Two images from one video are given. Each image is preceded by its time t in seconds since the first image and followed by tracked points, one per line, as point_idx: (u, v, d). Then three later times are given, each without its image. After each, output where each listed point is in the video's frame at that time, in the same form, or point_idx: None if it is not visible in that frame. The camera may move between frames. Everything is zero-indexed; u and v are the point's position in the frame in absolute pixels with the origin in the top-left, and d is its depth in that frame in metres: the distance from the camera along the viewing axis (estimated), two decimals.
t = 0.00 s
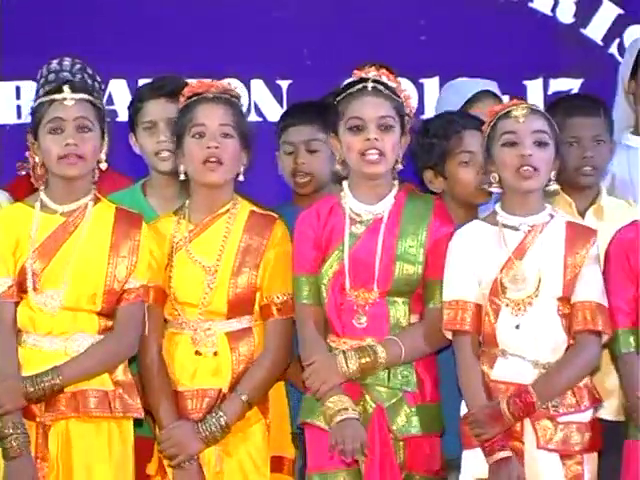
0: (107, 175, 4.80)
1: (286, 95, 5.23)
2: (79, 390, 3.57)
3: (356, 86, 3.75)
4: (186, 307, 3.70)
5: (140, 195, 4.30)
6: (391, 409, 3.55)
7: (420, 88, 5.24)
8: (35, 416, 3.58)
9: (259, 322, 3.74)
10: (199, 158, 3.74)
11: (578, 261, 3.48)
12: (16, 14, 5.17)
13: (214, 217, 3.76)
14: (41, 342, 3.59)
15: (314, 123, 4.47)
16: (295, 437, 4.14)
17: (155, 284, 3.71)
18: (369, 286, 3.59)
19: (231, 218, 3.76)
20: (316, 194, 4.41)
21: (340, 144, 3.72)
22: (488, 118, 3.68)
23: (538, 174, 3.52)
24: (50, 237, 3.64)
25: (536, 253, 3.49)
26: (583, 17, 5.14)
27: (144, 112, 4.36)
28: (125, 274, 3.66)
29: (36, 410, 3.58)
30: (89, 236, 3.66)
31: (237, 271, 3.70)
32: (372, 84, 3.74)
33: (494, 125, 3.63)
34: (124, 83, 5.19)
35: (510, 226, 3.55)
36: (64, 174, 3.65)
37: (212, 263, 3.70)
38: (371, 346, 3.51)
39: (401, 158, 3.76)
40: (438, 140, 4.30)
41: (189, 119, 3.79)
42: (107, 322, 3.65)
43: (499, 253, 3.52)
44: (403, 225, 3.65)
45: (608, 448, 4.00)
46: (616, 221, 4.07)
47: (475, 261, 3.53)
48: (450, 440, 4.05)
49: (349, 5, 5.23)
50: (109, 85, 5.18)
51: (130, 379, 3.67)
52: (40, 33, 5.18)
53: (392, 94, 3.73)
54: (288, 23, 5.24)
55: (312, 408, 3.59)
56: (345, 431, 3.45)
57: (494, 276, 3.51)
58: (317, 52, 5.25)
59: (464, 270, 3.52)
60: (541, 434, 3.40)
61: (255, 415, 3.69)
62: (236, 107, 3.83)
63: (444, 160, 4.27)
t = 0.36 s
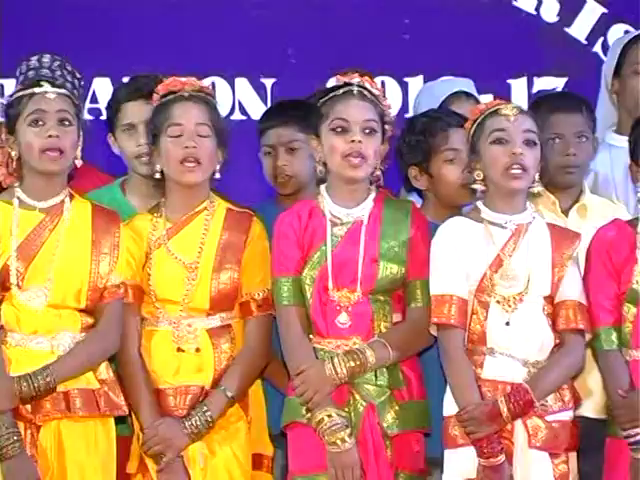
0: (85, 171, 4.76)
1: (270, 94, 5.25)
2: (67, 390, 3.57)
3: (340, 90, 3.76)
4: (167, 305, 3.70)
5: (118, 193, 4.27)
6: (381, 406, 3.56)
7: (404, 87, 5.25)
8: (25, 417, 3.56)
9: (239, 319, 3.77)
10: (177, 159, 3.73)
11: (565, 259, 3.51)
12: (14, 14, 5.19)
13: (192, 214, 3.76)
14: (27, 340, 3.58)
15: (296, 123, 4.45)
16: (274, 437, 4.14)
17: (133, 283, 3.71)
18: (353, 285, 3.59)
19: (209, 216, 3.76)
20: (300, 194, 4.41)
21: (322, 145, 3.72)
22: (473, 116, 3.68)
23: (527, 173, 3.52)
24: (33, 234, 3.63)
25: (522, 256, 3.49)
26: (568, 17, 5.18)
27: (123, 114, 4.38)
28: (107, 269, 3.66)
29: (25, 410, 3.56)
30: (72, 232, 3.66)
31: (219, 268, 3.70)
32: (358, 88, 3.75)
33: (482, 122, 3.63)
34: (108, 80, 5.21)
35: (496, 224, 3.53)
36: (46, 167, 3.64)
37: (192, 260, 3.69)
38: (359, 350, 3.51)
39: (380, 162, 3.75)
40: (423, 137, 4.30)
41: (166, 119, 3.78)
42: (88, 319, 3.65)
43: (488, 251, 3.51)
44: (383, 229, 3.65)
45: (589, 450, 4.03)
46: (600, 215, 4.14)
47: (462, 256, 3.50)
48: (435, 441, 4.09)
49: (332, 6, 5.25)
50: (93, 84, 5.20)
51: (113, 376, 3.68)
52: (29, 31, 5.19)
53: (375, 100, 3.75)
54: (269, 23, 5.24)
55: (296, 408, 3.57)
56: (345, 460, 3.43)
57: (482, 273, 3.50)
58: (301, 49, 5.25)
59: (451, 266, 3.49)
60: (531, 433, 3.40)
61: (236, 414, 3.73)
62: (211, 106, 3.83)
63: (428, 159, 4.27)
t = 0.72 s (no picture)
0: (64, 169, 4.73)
1: (255, 92, 5.23)
2: (51, 387, 3.58)
3: (323, 82, 3.75)
4: (145, 302, 3.71)
5: (95, 188, 4.26)
6: (357, 405, 3.55)
7: (389, 85, 5.25)
8: (8, 414, 3.58)
9: (218, 316, 3.75)
10: (156, 151, 3.72)
11: (545, 256, 3.52)
12: (15, 14, 5.14)
13: (173, 211, 3.76)
14: (11, 338, 3.57)
15: (279, 120, 4.48)
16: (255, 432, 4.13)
17: (114, 281, 3.74)
18: (333, 282, 3.60)
19: (188, 213, 3.76)
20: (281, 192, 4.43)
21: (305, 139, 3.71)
22: (453, 113, 3.67)
23: (506, 174, 3.52)
24: (16, 231, 3.63)
25: (503, 250, 3.49)
26: (552, 16, 5.20)
27: (97, 106, 4.33)
28: (91, 266, 3.66)
29: (8, 407, 3.58)
30: (56, 230, 3.66)
31: (195, 267, 3.69)
32: (340, 81, 3.74)
33: (462, 121, 3.62)
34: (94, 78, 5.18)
35: (476, 221, 3.54)
36: (28, 165, 3.64)
37: (169, 258, 3.69)
38: (337, 343, 3.51)
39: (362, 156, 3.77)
40: (412, 135, 4.31)
41: (146, 112, 3.78)
42: (74, 316, 3.66)
43: (467, 247, 3.51)
44: (366, 222, 3.65)
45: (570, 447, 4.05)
46: (587, 211, 4.17)
47: (441, 254, 3.50)
48: (417, 438, 4.07)
49: (316, 6, 5.26)
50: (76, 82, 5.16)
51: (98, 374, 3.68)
52: (29, 31, 5.15)
53: (357, 92, 3.75)
54: (252, 22, 5.24)
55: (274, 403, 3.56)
56: (318, 441, 3.43)
57: (462, 269, 3.50)
58: (287, 47, 5.26)
59: (432, 264, 3.49)
60: (512, 428, 3.40)
61: (213, 411, 3.70)
62: (192, 101, 3.83)
63: (417, 157, 4.27)
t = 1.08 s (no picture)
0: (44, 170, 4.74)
1: (240, 91, 5.34)
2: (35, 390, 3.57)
3: (311, 84, 3.75)
4: (142, 302, 3.71)
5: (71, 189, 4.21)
6: (334, 405, 3.55)
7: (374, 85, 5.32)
8: None
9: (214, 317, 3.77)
10: (151, 156, 3.73)
11: (526, 257, 3.49)
12: (15, 14, 5.22)
13: (171, 211, 3.79)
14: None
15: (264, 120, 4.52)
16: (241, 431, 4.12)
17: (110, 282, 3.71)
18: (309, 282, 3.60)
19: (186, 215, 3.79)
20: (267, 190, 4.43)
21: (289, 138, 3.73)
22: (442, 113, 3.69)
23: (488, 176, 3.53)
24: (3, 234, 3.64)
25: (481, 253, 3.49)
26: (537, 15, 5.26)
27: (74, 105, 4.26)
28: (76, 269, 3.66)
29: None
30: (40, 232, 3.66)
31: (197, 268, 3.73)
32: (328, 83, 3.74)
33: (448, 121, 3.64)
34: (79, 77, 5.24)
35: (459, 223, 3.56)
36: (12, 169, 3.64)
37: (169, 259, 3.71)
38: (312, 346, 3.50)
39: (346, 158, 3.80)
40: (398, 136, 4.31)
41: (137, 118, 3.79)
42: (60, 319, 3.66)
43: (447, 251, 3.54)
44: (345, 222, 3.66)
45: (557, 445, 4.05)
46: (574, 213, 4.14)
47: (423, 257, 3.56)
48: (399, 434, 4.07)
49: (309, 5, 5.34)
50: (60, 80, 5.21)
51: (87, 376, 3.68)
52: (29, 31, 5.23)
53: (346, 95, 3.75)
54: (236, 16, 5.33)
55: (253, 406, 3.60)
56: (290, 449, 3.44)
57: (441, 274, 3.53)
58: (271, 46, 5.35)
59: (413, 268, 3.55)
60: (487, 430, 3.41)
61: (211, 411, 3.74)
62: (182, 104, 3.85)
63: (402, 157, 4.27)
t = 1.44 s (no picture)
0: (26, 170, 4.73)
1: (225, 90, 5.36)
2: (24, 387, 3.56)
3: (295, 81, 3.75)
4: (134, 302, 3.70)
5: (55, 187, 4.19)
6: (330, 405, 3.54)
7: (360, 85, 5.34)
8: None
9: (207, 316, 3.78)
10: (141, 157, 3.73)
11: (517, 256, 3.50)
12: (14, 14, 5.26)
13: (162, 211, 3.78)
14: None
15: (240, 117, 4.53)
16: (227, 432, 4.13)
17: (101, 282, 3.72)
18: (304, 281, 3.59)
19: (178, 215, 3.79)
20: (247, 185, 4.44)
21: (274, 137, 3.72)
22: (430, 112, 3.70)
23: (479, 170, 3.52)
24: None
25: (474, 251, 3.50)
26: (523, 15, 5.28)
27: (58, 104, 4.23)
28: (62, 267, 3.66)
29: None
30: (27, 230, 3.66)
31: (189, 268, 3.72)
32: (311, 80, 3.75)
33: (437, 119, 3.65)
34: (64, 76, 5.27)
35: (450, 222, 3.55)
36: None
37: (161, 258, 3.71)
38: (310, 347, 3.50)
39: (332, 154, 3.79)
40: (383, 132, 4.32)
41: (122, 120, 3.79)
42: (45, 317, 3.66)
43: (439, 249, 3.53)
44: (336, 223, 3.66)
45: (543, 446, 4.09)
46: (559, 210, 4.14)
47: (414, 255, 3.55)
48: (383, 437, 4.05)
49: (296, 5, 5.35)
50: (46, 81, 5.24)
51: (71, 373, 3.69)
52: (29, 31, 5.27)
53: (328, 91, 3.76)
54: (228, 15, 5.35)
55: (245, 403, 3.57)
56: (295, 448, 3.43)
57: (433, 273, 3.52)
58: (256, 45, 5.36)
59: (404, 266, 3.54)
60: (479, 428, 3.40)
61: (203, 410, 3.74)
62: (165, 101, 3.85)
63: (388, 153, 4.26)
